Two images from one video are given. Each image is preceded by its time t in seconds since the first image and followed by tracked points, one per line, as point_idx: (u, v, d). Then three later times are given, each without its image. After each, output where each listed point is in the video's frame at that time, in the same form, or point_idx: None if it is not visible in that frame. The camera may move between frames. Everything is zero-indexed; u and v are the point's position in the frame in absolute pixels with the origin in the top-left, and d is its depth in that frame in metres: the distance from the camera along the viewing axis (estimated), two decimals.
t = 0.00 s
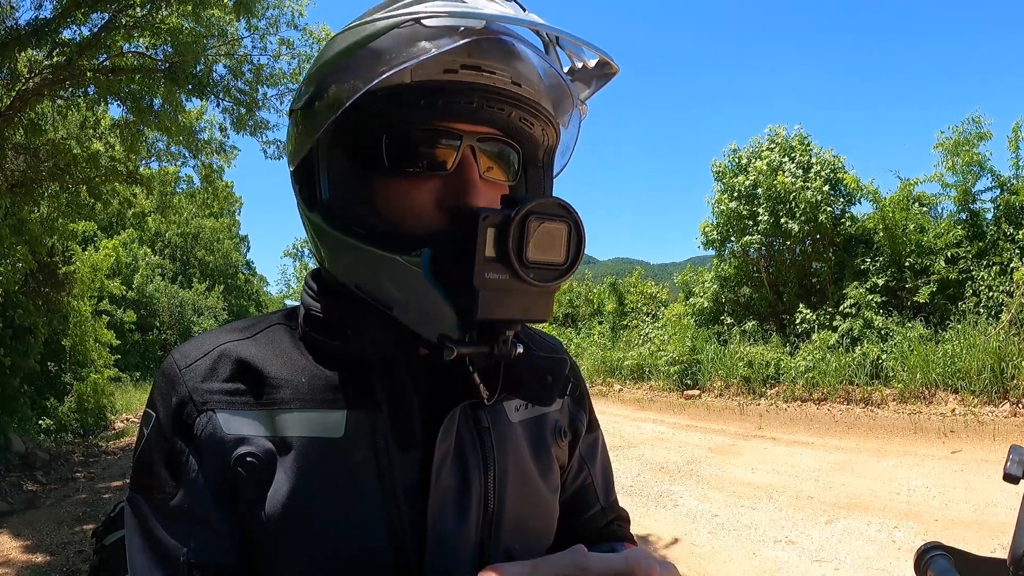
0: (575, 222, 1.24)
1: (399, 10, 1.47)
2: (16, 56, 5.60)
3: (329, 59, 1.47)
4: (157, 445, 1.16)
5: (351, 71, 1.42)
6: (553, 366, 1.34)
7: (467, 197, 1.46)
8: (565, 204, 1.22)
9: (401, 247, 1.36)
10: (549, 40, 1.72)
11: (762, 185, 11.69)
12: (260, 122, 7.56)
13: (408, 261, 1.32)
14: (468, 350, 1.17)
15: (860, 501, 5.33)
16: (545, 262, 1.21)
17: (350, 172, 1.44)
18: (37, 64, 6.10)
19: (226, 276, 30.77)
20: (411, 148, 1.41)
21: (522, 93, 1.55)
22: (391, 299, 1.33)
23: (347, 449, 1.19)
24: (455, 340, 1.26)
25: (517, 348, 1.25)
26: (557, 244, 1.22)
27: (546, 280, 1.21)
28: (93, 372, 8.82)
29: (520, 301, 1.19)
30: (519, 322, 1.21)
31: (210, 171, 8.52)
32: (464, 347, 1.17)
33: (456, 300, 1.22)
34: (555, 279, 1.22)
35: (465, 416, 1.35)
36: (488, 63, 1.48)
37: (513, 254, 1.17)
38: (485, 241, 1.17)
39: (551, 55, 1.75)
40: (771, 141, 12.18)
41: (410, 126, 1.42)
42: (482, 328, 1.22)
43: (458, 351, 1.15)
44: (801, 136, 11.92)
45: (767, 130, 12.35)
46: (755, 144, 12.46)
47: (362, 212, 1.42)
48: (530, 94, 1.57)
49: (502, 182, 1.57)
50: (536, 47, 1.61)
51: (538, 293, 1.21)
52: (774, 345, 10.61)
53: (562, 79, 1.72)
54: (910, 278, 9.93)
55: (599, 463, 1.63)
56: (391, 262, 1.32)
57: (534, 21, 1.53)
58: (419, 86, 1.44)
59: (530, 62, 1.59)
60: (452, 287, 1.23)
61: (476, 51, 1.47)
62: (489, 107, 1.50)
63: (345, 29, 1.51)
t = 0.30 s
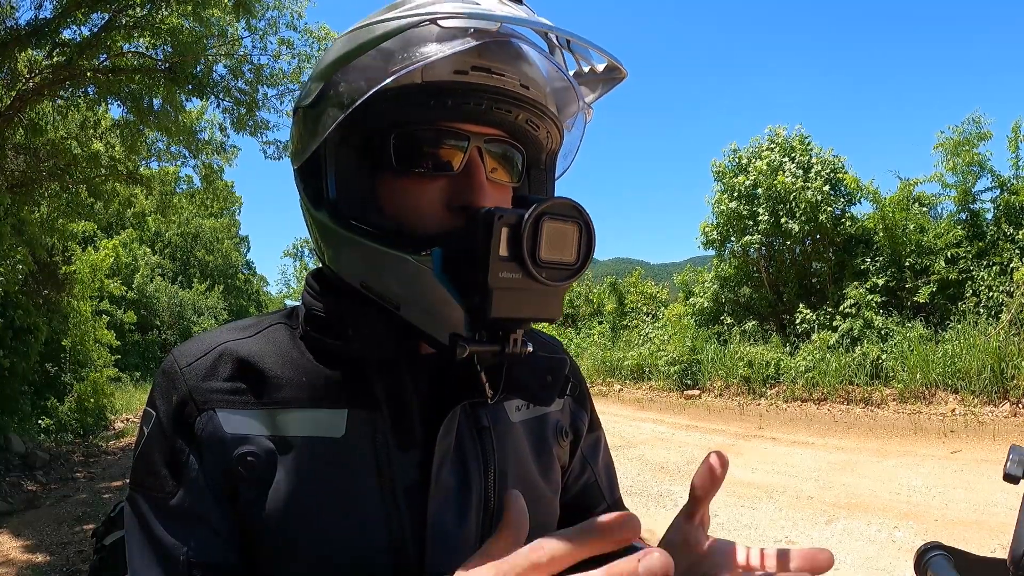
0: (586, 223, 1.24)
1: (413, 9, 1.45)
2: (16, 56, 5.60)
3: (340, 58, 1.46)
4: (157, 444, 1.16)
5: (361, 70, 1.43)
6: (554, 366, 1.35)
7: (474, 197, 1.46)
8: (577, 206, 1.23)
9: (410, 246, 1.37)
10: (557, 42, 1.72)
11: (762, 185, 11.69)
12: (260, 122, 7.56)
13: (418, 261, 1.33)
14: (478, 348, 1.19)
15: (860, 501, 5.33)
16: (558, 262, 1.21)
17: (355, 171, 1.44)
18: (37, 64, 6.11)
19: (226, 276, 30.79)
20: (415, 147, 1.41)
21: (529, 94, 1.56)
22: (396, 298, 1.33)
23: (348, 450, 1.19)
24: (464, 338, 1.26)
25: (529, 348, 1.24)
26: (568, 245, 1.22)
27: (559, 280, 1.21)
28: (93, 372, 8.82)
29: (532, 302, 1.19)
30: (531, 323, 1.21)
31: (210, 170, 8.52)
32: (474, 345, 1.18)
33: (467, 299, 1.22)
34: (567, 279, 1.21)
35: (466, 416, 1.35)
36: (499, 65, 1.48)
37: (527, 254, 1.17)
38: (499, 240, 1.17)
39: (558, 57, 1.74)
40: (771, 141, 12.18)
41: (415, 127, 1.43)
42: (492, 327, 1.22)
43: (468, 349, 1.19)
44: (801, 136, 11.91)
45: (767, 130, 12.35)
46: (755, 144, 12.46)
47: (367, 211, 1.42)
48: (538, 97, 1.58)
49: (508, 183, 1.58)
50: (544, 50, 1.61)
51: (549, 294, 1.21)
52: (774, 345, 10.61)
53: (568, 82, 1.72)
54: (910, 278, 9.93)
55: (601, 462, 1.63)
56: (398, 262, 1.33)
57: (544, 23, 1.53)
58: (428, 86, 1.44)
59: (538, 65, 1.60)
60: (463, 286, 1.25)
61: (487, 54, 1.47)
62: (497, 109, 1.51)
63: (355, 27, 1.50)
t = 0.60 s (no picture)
0: (586, 225, 1.24)
1: (416, 9, 1.46)
2: (16, 56, 5.60)
3: (344, 56, 1.46)
4: (160, 443, 1.16)
5: (364, 71, 1.43)
6: (559, 368, 1.33)
7: (477, 197, 1.46)
8: (578, 208, 1.23)
9: (413, 246, 1.37)
10: (562, 42, 1.72)
11: (762, 185, 11.70)
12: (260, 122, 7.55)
13: (420, 262, 1.34)
14: (476, 350, 1.18)
15: (860, 501, 5.33)
16: (557, 264, 1.21)
17: (359, 170, 1.44)
18: (37, 64, 6.11)
19: (227, 276, 30.80)
20: (418, 147, 1.41)
21: (533, 95, 1.55)
22: (399, 298, 1.34)
23: (351, 451, 1.19)
24: (466, 340, 1.25)
25: (526, 351, 1.24)
26: (569, 247, 1.22)
27: (558, 283, 1.21)
28: (94, 372, 8.82)
29: (533, 305, 1.19)
30: (530, 325, 1.20)
31: (210, 171, 8.52)
32: (472, 347, 1.18)
33: (467, 301, 1.21)
34: (567, 282, 1.21)
35: (469, 417, 1.35)
36: (502, 65, 1.47)
37: (526, 257, 1.17)
38: (498, 242, 1.17)
39: (563, 58, 1.74)
40: (771, 141, 12.17)
41: (418, 126, 1.42)
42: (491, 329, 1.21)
43: (467, 351, 1.18)
44: (801, 136, 11.91)
45: (767, 129, 12.34)
46: (755, 144, 12.45)
47: (370, 212, 1.43)
48: (542, 97, 1.58)
49: (512, 184, 1.58)
50: (548, 50, 1.61)
51: (549, 296, 1.21)
52: (774, 345, 10.60)
53: (573, 83, 1.72)
54: (910, 278, 9.93)
55: (602, 465, 1.63)
56: (402, 262, 1.34)
57: (547, 22, 1.52)
58: (432, 86, 1.44)
59: (542, 64, 1.59)
60: (463, 288, 1.22)
61: (490, 53, 1.47)
62: (500, 109, 1.50)
63: (360, 25, 1.51)
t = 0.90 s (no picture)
0: (584, 226, 1.24)
1: (418, 10, 1.47)
2: (15, 56, 5.60)
3: (345, 57, 1.47)
4: (160, 443, 1.16)
5: (366, 72, 1.43)
6: (561, 367, 1.33)
7: (479, 197, 1.46)
8: (575, 208, 1.23)
9: (414, 246, 1.37)
10: (563, 43, 1.72)
11: (762, 185, 11.70)
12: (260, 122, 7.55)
13: (421, 262, 1.33)
14: (473, 350, 1.19)
15: (860, 501, 5.33)
16: (554, 265, 1.21)
17: (361, 170, 1.44)
18: (37, 64, 6.11)
19: (227, 277, 30.81)
20: (420, 147, 1.41)
21: (534, 95, 1.55)
22: (399, 298, 1.34)
23: (352, 451, 1.19)
24: (464, 340, 1.25)
25: (524, 351, 1.25)
26: (566, 248, 1.22)
27: (555, 284, 1.21)
28: (93, 372, 8.82)
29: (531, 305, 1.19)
30: (528, 325, 1.20)
31: (210, 171, 8.52)
32: (470, 346, 1.19)
33: (465, 301, 1.21)
34: (564, 283, 1.21)
35: (470, 417, 1.35)
36: (502, 65, 1.47)
37: (522, 256, 1.17)
38: (496, 242, 1.17)
39: (565, 58, 1.74)
40: (771, 141, 12.17)
41: (419, 127, 1.42)
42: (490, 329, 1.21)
43: (464, 350, 1.18)
44: (801, 136, 11.90)
45: (767, 129, 12.34)
46: (755, 143, 12.45)
47: (372, 212, 1.43)
48: (543, 97, 1.57)
49: (513, 184, 1.58)
50: (549, 51, 1.61)
51: (547, 297, 1.21)
52: (774, 345, 10.60)
53: (575, 84, 1.72)
54: (910, 278, 9.93)
55: (602, 466, 1.63)
56: (404, 262, 1.34)
57: (548, 23, 1.53)
58: (433, 86, 1.44)
59: (543, 66, 1.59)
60: (462, 289, 1.22)
61: (490, 54, 1.47)
62: (501, 110, 1.51)
63: (361, 25, 1.51)
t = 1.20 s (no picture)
0: (592, 228, 1.24)
1: (426, 11, 1.47)
2: (15, 56, 5.61)
3: (351, 57, 1.48)
4: (160, 443, 1.16)
5: (371, 72, 1.44)
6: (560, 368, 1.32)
7: (481, 198, 1.45)
8: (583, 209, 1.22)
9: (417, 246, 1.36)
10: (568, 45, 1.71)
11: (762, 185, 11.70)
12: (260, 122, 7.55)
13: (426, 262, 1.33)
14: (480, 350, 1.19)
15: (860, 501, 5.33)
16: (563, 266, 1.21)
17: (364, 170, 1.44)
18: (37, 64, 6.12)
19: (227, 277, 30.82)
20: (423, 148, 1.41)
21: (538, 97, 1.55)
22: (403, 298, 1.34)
23: (353, 452, 1.19)
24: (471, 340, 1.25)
25: (530, 352, 1.26)
26: (575, 249, 1.22)
27: (565, 284, 1.21)
28: (94, 372, 8.83)
29: (538, 306, 1.19)
30: (536, 325, 1.20)
31: (210, 171, 8.52)
32: (477, 347, 1.19)
33: (473, 301, 1.21)
34: (573, 283, 1.21)
35: (470, 417, 1.35)
36: (508, 66, 1.47)
37: (532, 257, 1.17)
38: (506, 243, 1.16)
39: (569, 60, 1.73)
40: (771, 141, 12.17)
41: (422, 127, 1.42)
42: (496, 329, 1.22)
43: (471, 351, 1.18)
44: (801, 136, 11.90)
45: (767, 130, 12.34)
46: (755, 144, 12.45)
47: (373, 211, 1.42)
48: (548, 99, 1.58)
49: (516, 185, 1.58)
50: (554, 52, 1.61)
51: (556, 299, 1.21)
52: (774, 345, 10.60)
53: (578, 85, 1.71)
54: (910, 278, 9.93)
55: (599, 466, 1.63)
56: (407, 263, 1.34)
57: (555, 25, 1.53)
58: (437, 86, 1.44)
59: (548, 67, 1.59)
60: (469, 289, 1.22)
61: (497, 55, 1.47)
62: (505, 110, 1.50)
63: (368, 25, 1.52)
